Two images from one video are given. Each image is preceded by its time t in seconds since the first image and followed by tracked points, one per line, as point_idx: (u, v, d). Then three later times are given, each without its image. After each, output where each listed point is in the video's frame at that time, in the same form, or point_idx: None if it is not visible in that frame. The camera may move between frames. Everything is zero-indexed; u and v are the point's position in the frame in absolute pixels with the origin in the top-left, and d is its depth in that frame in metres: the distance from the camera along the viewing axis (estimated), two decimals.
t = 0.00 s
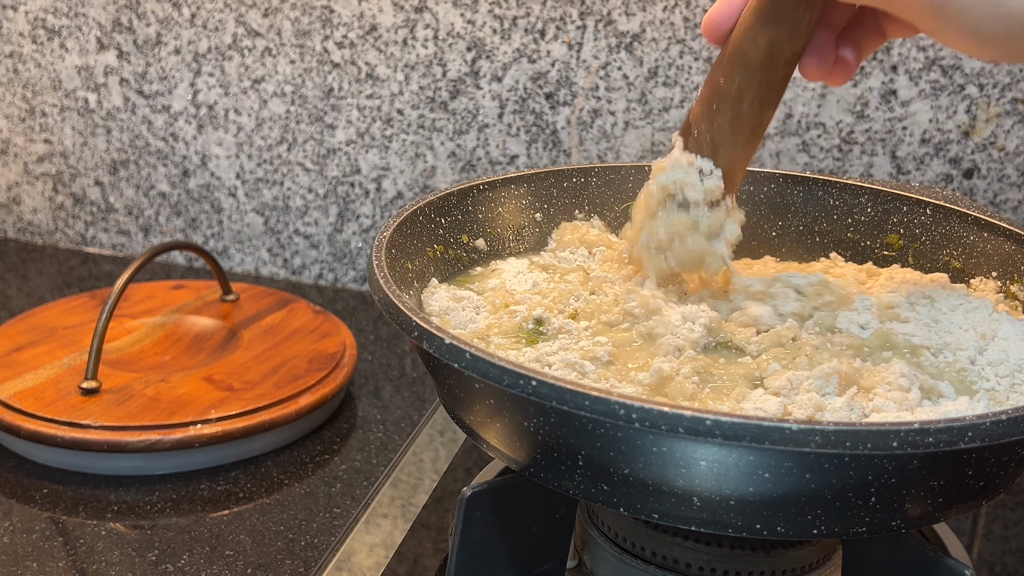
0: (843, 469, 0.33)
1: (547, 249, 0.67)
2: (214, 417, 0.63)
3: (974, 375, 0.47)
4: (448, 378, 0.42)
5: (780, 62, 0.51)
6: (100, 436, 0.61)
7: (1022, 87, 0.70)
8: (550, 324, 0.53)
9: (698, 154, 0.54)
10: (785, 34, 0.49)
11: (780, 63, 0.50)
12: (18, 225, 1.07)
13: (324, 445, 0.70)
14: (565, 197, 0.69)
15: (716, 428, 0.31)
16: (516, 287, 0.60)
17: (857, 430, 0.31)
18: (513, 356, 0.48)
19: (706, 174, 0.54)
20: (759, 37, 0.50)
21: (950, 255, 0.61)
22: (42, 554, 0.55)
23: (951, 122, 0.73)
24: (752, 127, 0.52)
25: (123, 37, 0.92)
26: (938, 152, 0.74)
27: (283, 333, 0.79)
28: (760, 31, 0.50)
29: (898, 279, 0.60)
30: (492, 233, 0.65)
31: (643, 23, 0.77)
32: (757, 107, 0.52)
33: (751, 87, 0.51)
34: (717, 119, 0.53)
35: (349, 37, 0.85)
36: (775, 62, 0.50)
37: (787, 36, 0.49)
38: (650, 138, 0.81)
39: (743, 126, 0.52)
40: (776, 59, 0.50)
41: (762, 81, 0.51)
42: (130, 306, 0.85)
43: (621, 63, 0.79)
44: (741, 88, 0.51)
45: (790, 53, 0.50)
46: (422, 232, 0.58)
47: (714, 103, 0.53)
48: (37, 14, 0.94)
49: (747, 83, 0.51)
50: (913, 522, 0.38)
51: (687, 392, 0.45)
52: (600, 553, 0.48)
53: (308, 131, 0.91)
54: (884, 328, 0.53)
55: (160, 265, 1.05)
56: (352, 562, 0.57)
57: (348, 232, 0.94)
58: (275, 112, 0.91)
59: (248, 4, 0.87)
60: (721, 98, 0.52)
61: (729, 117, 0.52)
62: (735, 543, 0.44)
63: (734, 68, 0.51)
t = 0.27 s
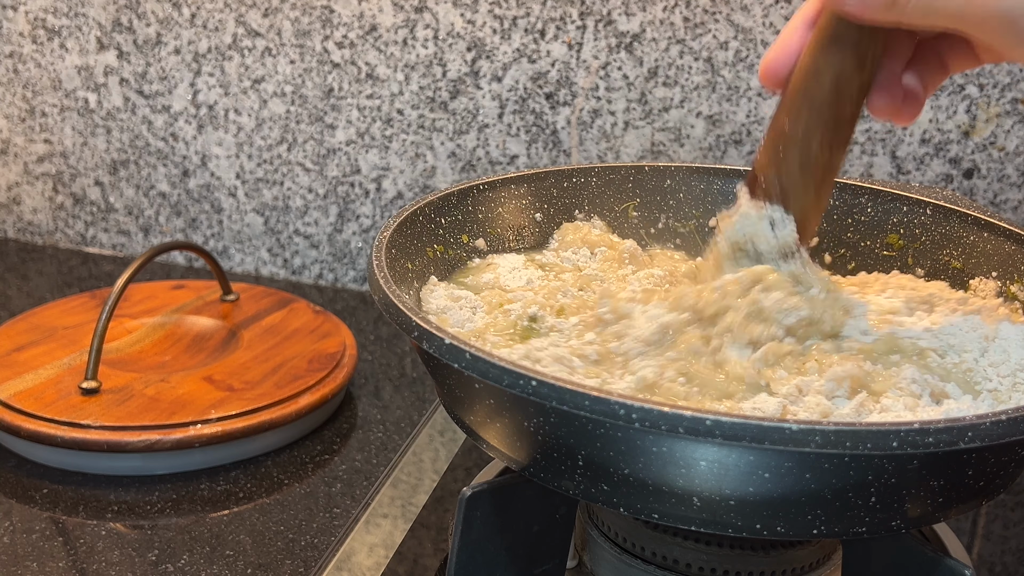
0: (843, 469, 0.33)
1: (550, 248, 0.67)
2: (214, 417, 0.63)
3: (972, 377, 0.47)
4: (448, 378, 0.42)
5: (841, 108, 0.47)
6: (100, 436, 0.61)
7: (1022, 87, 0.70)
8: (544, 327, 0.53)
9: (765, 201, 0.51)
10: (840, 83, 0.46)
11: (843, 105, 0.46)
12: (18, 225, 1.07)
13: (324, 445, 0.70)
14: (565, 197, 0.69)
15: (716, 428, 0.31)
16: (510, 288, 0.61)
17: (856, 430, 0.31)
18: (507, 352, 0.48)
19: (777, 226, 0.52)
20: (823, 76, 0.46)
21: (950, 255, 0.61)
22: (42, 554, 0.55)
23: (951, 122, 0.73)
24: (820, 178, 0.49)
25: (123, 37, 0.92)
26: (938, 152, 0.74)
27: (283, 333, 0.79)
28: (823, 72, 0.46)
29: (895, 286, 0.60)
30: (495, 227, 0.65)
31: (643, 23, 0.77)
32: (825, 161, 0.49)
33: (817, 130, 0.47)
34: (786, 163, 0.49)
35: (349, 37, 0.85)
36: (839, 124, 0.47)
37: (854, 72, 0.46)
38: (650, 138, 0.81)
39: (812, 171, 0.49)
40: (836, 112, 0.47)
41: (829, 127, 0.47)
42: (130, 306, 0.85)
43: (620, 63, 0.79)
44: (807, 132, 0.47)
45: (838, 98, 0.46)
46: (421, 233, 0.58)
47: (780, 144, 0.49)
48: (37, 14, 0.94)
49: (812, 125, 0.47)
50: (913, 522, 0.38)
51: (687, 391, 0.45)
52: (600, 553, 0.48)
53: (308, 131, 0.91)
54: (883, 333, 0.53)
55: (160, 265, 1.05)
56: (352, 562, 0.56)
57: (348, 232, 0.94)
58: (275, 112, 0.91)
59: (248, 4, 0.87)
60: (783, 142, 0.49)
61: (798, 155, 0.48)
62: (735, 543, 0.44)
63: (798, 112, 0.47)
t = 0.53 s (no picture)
0: (843, 469, 0.33)
1: (554, 248, 0.67)
2: (215, 417, 0.63)
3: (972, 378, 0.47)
4: (448, 378, 0.42)
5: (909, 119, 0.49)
6: (100, 436, 0.61)
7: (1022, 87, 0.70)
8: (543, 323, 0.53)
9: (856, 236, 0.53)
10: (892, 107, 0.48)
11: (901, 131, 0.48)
12: (18, 225, 1.07)
13: (324, 445, 0.70)
14: (565, 197, 0.69)
15: (716, 428, 0.31)
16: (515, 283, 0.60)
17: (856, 430, 0.31)
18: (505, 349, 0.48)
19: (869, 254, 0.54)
20: (886, 93, 0.48)
21: (950, 255, 0.61)
22: (42, 554, 0.55)
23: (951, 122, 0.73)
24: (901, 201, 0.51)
25: (123, 37, 0.92)
26: (938, 152, 0.74)
27: (283, 334, 0.80)
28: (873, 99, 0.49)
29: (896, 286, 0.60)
30: (495, 229, 0.65)
31: (643, 23, 0.77)
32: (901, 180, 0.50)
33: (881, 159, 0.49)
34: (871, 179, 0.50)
35: (349, 38, 0.85)
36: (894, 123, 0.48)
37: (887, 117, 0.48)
38: (650, 138, 0.80)
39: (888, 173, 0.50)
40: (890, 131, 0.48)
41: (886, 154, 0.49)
42: (130, 306, 0.85)
43: (621, 63, 0.79)
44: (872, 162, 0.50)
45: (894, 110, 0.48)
46: (422, 233, 0.58)
47: (849, 182, 0.52)
48: (37, 14, 0.94)
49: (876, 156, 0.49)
50: (913, 522, 0.38)
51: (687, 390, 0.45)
52: (600, 553, 0.48)
53: (308, 131, 0.91)
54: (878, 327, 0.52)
55: (160, 265, 1.05)
56: (352, 562, 0.56)
57: (348, 232, 0.94)
58: (275, 112, 0.91)
59: (248, 4, 0.87)
60: (861, 176, 0.51)
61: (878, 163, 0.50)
62: (735, 543, 0.44)
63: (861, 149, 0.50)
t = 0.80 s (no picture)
0: (843, 469, 0.33)
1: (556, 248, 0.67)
2: (215, 417, 0.63)
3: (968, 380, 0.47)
4: (448, 378, 0.42)
5: None
6: (100, 436, 0.61)
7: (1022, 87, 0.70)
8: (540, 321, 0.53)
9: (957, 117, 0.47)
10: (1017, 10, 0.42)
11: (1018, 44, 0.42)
12: (18, 225, 1.07)
13: (324, 445, 0.70)
14: (565, 198, 0.69)
15: (716, 428, 0.31)
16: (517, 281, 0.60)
17: (856, 430, 0.31)
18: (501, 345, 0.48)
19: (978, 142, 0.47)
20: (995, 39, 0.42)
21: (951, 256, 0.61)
22: (42, 554, 0.55)
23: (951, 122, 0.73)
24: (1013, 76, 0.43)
25: (123, 37, 0.92)
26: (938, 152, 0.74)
27: (283, 334, 0.79)
28: (986, 21, 0.42)
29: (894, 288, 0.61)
30: (495, 229, 0.65)
31: (643, 23, 0.77)
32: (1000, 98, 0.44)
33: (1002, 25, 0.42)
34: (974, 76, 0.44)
35: (349, 38, 0.85)
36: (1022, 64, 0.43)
37: None
38: (650, 138, 0.80)
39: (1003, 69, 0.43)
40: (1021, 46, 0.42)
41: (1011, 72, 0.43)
42: (130, 306, 0.85)
43: (621, 63, 0.79)
44: (978, 54, 0.43)
45: None
46: (422, 233, 0.58)
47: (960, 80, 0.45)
48: (37, 14, 0.94)
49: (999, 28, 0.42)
50: (913, 522, 0.38)
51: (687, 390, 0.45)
52: (600, 553, 0.48)
53: (308, 131, 0.91)
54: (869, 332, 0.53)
55: (160, 265, 1.05)
56: (352, 562, 0.56)
57: (348, 232, 0.94)
58: (275, 112, 0.91)
59: (248, 4, 0.87)
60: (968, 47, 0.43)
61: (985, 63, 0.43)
62: (735, 543, 0.44)
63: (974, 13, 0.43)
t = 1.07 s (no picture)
0: (843, 469, 0.33)
1: (556, 238, 0.67)
2: (215, 417, 0.63)
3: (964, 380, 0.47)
4: (448, 378, 0.42)
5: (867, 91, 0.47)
6: (100, 436, 0.61)
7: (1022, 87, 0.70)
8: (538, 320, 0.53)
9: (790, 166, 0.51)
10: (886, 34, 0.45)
11: (867, 75, 0.46)
12: (18, 225, 1.07)
13: (324, 445, 0.70)
14: (565, 197, 0.69)
15: (716, 428, 0.31)
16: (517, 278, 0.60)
17: (857, 430, 0.31)
18: (500, 346, 0.48)
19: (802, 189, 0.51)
20: (845, 71, 0.47)
21: (950, 255, 0.61)
22: (42, 554, 0.55)
23: (951, 122, 0.73)
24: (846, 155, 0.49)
25: (123, 37, 0.92)
26: (939, 152, 0.74)
27: (283, 333, 0.79)
28: (863, 36, 0.45)
29: (893, 282, 0.61)
30: (494, 230, 0.65)
31: (643, 23, 0.77)
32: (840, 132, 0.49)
33: (842, 101, 0.47)
34: (810, 131, 0.49)
35: (349, 38, 0.85)
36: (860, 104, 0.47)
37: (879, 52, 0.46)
38: (650, 138, 0.80)
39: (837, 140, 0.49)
40: (883, 59, 0.46)
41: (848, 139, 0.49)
42: (130, 306, 0.85)
43: (621, 63, 0.79)
44: (832, 98, 0.47)
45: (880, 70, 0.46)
46: (422, 233, 0.58)
47: (804, 113, 0.50)
48: (37, 14, 0.94)
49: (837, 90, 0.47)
50: (913, 522, 0.38)
51: (687, 389, 0.45)
52: (600, 553, 0.48)
53: (308, 131, 0.91)
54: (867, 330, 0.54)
55: (160, 265, 1.05)
56: (352, 562, 0.56)
57: (348, 232, 0.94)
58: (275, 112, 0.91)
59: (248, 4, 0.87)
60: (811, 113, 0.49)
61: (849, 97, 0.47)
62: (735, 543, 0.44)
63: (828, 77, 0.47)
